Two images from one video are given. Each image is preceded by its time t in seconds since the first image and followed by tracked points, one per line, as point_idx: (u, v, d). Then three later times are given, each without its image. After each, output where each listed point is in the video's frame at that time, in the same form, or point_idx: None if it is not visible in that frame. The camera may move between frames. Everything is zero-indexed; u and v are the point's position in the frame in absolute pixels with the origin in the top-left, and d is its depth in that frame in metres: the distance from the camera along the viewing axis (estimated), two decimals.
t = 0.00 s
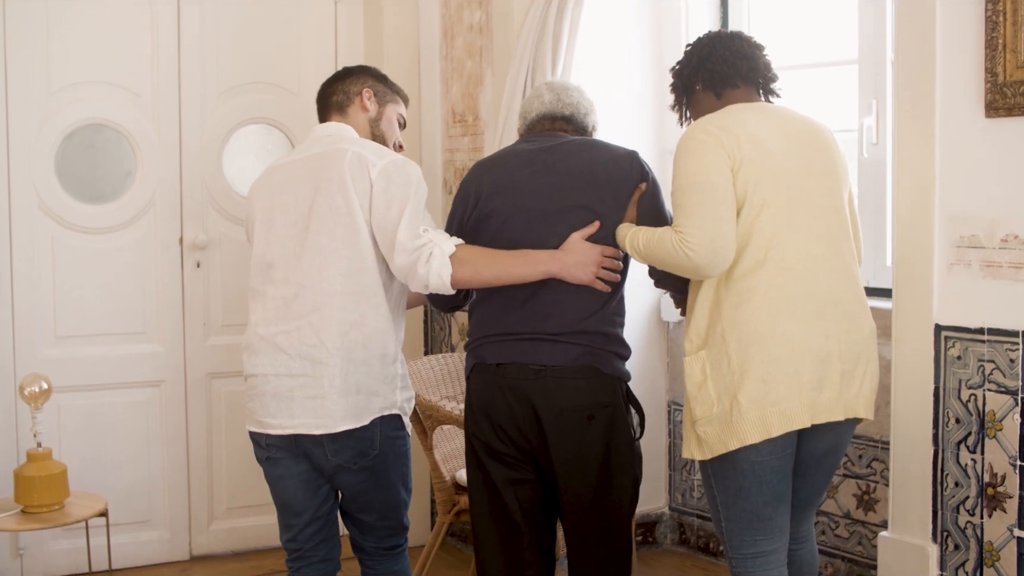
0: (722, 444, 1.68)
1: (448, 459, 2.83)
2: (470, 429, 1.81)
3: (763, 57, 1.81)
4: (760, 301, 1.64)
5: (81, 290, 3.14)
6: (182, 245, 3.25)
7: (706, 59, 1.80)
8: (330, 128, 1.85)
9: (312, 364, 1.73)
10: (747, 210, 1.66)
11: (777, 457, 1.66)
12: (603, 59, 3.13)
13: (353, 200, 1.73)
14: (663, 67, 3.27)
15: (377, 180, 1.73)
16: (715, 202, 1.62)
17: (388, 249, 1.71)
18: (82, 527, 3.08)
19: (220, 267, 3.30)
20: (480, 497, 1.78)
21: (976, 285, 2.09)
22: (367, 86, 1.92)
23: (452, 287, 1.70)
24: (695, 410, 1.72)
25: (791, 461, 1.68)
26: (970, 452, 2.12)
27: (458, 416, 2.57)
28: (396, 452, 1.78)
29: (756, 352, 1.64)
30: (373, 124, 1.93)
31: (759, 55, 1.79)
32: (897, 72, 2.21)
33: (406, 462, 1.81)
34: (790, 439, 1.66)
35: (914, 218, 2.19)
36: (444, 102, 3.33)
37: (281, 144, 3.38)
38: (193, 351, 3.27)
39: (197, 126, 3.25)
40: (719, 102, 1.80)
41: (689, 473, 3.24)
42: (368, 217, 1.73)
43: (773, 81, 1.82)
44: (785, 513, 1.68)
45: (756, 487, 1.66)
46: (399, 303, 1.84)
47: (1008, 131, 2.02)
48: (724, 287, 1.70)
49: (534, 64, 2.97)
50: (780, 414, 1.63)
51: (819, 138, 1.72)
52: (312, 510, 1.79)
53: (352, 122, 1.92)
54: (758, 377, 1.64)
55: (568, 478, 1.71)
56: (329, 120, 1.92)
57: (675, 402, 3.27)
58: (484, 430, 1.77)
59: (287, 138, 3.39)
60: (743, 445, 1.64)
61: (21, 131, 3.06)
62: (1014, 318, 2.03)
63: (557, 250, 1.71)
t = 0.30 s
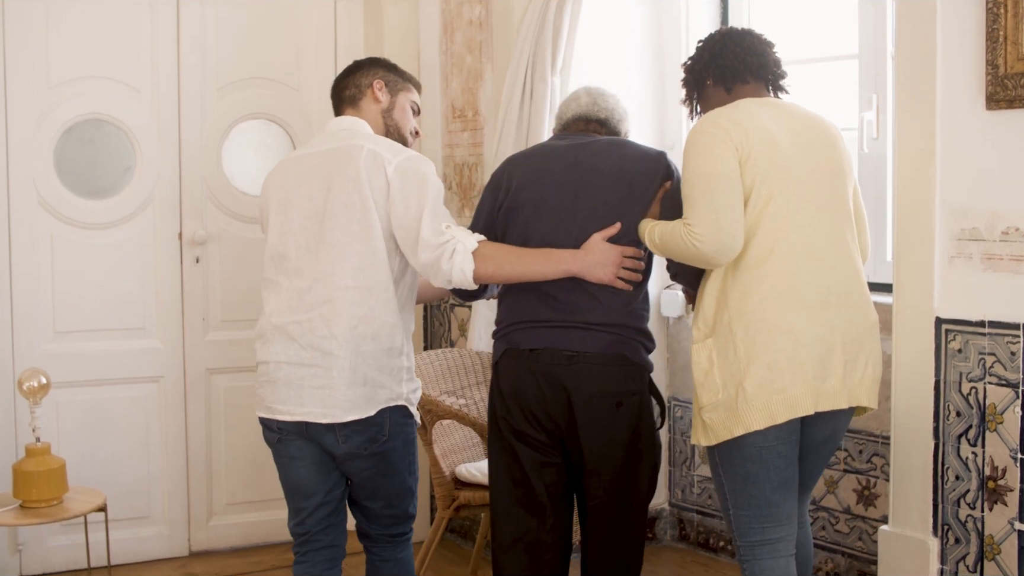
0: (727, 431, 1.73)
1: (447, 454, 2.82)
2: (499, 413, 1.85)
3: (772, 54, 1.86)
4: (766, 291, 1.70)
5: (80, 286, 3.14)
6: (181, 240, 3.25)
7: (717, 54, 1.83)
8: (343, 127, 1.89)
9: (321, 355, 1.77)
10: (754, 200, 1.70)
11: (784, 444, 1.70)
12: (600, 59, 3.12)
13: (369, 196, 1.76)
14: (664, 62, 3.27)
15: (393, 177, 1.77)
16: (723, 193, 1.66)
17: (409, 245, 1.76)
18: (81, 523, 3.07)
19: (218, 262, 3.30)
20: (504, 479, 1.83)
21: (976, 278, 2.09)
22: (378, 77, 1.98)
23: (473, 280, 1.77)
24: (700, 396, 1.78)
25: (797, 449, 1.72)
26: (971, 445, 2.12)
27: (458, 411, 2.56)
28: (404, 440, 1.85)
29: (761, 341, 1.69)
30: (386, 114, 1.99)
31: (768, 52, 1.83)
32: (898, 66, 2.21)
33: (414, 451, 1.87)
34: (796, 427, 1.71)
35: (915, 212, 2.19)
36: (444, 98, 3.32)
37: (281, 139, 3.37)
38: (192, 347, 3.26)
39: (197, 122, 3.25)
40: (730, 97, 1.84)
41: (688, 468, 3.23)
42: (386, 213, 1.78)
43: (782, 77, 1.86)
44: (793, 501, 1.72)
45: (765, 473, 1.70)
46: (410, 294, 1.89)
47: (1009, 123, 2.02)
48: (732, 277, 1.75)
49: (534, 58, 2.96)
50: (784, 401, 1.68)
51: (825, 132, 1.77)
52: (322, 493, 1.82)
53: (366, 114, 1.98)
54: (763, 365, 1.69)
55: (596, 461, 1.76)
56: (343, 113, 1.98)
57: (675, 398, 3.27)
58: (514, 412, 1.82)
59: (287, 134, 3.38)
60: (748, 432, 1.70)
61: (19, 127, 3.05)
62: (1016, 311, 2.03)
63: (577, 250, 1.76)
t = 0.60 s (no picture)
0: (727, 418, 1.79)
1: (446, 450, 2.81)
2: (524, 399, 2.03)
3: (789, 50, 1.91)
4: (771, 280, 1.74)
5: (78, 281, 3.13)
6: (180, 236, 3.25)
7: (735, 48, 1.89)
8: (364, 120, 1.97)
9: (334, 343, 1.87)
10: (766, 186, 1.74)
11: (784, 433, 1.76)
12: (602, 48, 3.16)
13: (385, 190, 1.86)
14: (663, 59, 3.28)
15: (409, 169, 1.87)
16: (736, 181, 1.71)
17: (425, 236, 1.85)
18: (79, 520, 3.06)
19: (217, 258, 3.29)
20: (532, 458, 2.02)
21: (977, 271, 2.09)
22: (391, 74, 2.07)
23: (489, 269, 1.88)
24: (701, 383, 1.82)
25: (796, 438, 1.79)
26: (971, 439, 2.11)
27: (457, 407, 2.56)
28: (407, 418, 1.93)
29: (764, 330, 1.74)
30: (402, 107, 2.07)
31: (785, 47, 1.89)
32: (898, 60, 2.20)
33: (423, 442, 1.96)
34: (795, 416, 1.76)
35: (915, 204, 2.18)
36: (444, 94, 3.31)
37: (281, 136, 3.38)
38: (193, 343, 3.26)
39: (195, 117, 3.25)
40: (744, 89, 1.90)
41: (689, 464, 3.23)
42: (402, 205, 1.88)
43: (797, 73, 1.91)
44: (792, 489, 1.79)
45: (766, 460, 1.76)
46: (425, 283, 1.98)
47: (1010, 115, 2.01)
48: (737, 266, 1.79)
49: (533, 53, 2.96)
50: (784, 390, 1.73)
51: (837, 127, 1.81)
52: (334, 481, 1.93)
53: (382, 109, 2.06)
54: (764, 355, 1.74)
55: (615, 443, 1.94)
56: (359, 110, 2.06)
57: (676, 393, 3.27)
58: (538, 399, 2.00)
59: (286, 130, 3.38)
60: (746, 419, 1.75)
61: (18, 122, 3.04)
62: (1017, 304, 2.02)
63: (588, 237, 1.93)
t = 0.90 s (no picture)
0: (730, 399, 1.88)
1: (446, 445, 2.80)
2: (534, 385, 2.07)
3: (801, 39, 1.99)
4: (780, 268, 1.83)
5: (76, 277, 3.12)
6: (179, 232, 3.24)
7: (748, 37, 1.97)
8: (370, 112, 1.97)
9: (340, 337, 1.88)
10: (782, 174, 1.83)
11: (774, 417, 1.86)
12: (600, 44, 3.15)
13: (388, 184, 1.86)
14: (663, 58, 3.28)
15: (412, 163, 1.86)
16: (756, 166, 1.78)
17: (428, 231, 1.85)
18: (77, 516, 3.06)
19: (215, 254, 3.29)
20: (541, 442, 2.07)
21: (977, 264, 2.08)
22: (416, 77, 2.08)
23: (492, 265, 1.88)
24: (706, 363, 1.91)
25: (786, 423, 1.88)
26: (972, 433, 2.11)
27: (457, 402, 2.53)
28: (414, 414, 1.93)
29: (770, 315, 1.83)
30: (412, 112, 2.08)
31: (797, 36, 1.97)
32: (899, 54, 2.20)
33: (425, 433, 1.96)
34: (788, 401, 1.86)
35: (915, 198, 2.18)
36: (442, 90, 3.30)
37: (281, 131, 3.37)
38: (193, 339, 3.26)
39: (194, 113, 3.24)
40: (756, 77, 1.98)
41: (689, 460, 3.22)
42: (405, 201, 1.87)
43: (808, 62, 1.99)
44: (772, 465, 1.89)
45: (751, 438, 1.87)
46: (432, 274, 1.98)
47: (1010, 108, 2.01)
48: (748, 252, 1.87)
49: (532, 48, 2.96)
50: (787, 375, 1.83)
51: (848, 123, 1.90)
52: (346, 460, 1.99)
53: (395, 104, 2.06)
54: (768, 340, 1.83)
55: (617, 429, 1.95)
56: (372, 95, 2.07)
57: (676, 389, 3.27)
58: (545, 386, 2.03)
59: (285, 126, 3.38)
60: (747, 401, 1.85)
61: (16, 117, 3.03)
62: (1017, 297, 2.02)
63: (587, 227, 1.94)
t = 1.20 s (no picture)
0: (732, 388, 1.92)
1: (444, 441, 2.79)
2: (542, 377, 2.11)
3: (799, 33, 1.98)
4: (778, 261, 1.86)
5: (73, 273, 3.12)
6: (178, 229, 3.24)
7: (747, 33, 1.96)
8: (371, 105, 1.96)
9: (329, 328, 1.89)
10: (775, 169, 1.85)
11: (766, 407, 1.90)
12: (600, 40, 3.14)
13: (385, 182, 1.85)
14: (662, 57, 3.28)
15: (409, 162, 1.85)
16: (751, 163, 1.81)
17: (426, 230, 1.84)
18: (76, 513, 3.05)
19: (214, 250, 3.28)
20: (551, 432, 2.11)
21: (977, 258, 2.08)
22: (425, 70, 2.08)
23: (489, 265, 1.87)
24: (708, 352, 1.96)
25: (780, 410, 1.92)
26: (972, 427, 2.10)
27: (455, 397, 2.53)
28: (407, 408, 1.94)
29: (768, 308, 1.86)
30: (419, 107, 2.10)
31: (795, 31, 1.96)
32: (898, 46, 2.19)
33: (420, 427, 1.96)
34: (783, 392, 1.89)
35: (914, 191, 2.17)
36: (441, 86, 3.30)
37: (279, 127, 3.36)
38: (191, 336, 3.25)
39: (193, 108, 3.24)
40: (755, 73, 1.97)
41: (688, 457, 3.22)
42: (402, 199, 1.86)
43: (807, 56, 1.99)
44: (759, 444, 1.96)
45: (739, 420, 1.93)
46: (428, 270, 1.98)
47: (1010, 101, 2.00)
48: (747, 246, 1.90)
49: (531, 43, 2.95)
50: (786, 367, 1.86)
51: (848, 115, 1.91)
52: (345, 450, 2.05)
53: (402, 99, 2.07)
54: (765, 332, 1.87)
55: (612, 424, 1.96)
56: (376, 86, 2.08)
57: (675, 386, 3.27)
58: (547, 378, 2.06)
59: (284, 122, 3.37)
60: (752, 391, 1.89)
61: (13, 113, 3.02)
62: (1017, 291, 2.01)
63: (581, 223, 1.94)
